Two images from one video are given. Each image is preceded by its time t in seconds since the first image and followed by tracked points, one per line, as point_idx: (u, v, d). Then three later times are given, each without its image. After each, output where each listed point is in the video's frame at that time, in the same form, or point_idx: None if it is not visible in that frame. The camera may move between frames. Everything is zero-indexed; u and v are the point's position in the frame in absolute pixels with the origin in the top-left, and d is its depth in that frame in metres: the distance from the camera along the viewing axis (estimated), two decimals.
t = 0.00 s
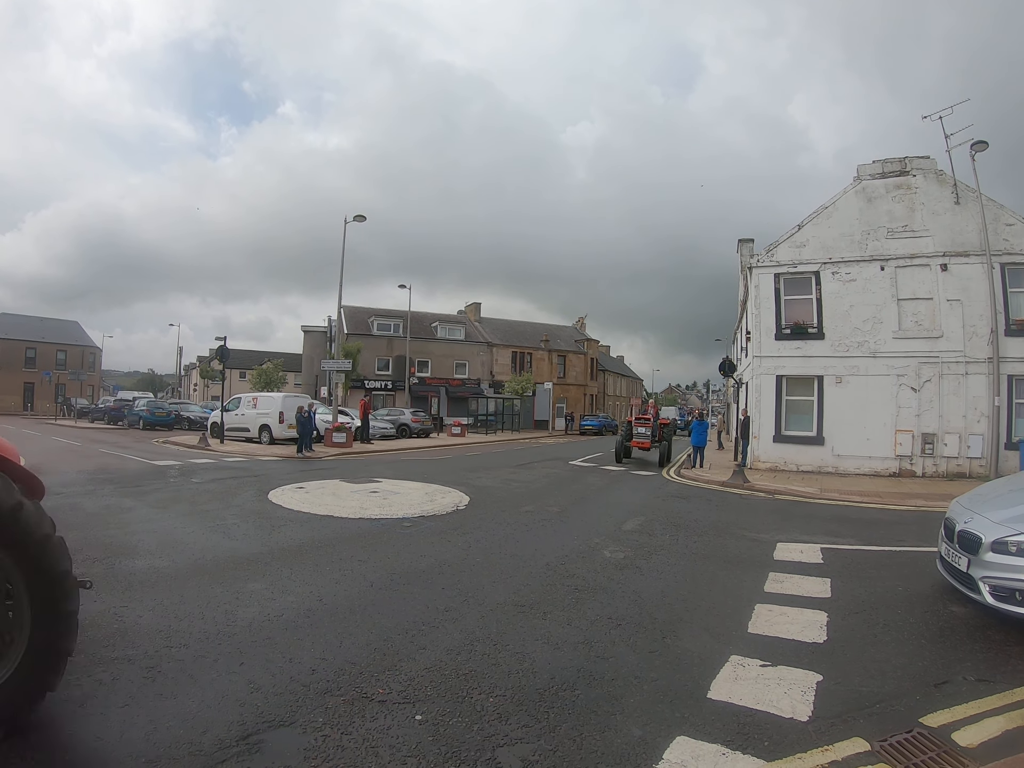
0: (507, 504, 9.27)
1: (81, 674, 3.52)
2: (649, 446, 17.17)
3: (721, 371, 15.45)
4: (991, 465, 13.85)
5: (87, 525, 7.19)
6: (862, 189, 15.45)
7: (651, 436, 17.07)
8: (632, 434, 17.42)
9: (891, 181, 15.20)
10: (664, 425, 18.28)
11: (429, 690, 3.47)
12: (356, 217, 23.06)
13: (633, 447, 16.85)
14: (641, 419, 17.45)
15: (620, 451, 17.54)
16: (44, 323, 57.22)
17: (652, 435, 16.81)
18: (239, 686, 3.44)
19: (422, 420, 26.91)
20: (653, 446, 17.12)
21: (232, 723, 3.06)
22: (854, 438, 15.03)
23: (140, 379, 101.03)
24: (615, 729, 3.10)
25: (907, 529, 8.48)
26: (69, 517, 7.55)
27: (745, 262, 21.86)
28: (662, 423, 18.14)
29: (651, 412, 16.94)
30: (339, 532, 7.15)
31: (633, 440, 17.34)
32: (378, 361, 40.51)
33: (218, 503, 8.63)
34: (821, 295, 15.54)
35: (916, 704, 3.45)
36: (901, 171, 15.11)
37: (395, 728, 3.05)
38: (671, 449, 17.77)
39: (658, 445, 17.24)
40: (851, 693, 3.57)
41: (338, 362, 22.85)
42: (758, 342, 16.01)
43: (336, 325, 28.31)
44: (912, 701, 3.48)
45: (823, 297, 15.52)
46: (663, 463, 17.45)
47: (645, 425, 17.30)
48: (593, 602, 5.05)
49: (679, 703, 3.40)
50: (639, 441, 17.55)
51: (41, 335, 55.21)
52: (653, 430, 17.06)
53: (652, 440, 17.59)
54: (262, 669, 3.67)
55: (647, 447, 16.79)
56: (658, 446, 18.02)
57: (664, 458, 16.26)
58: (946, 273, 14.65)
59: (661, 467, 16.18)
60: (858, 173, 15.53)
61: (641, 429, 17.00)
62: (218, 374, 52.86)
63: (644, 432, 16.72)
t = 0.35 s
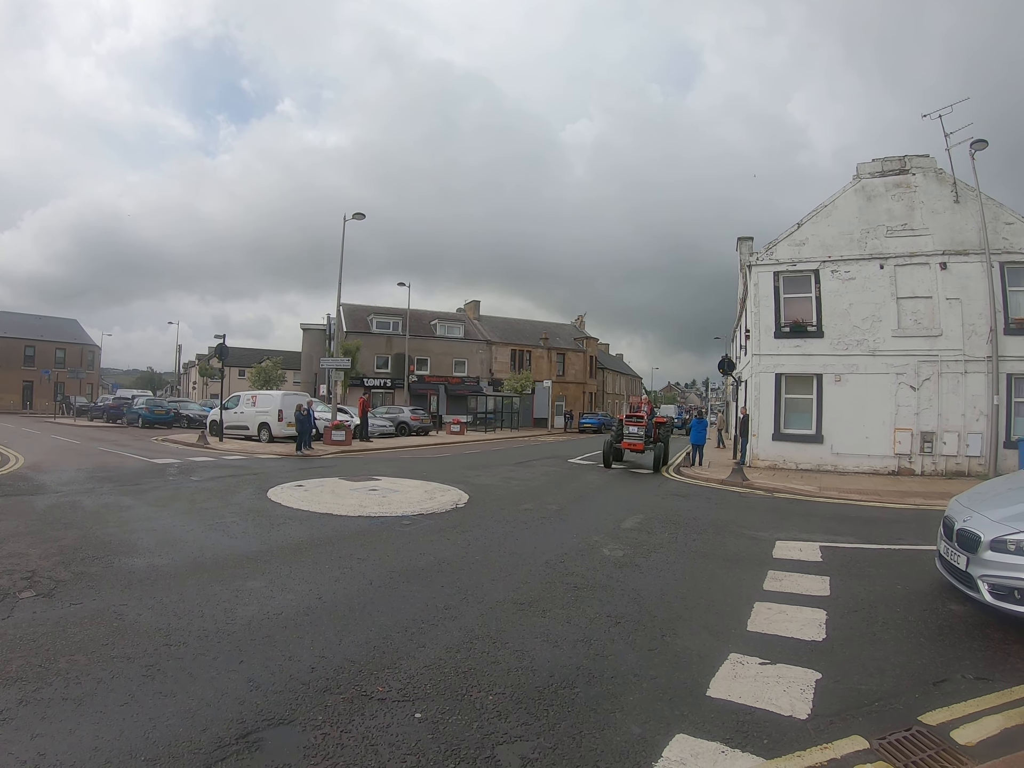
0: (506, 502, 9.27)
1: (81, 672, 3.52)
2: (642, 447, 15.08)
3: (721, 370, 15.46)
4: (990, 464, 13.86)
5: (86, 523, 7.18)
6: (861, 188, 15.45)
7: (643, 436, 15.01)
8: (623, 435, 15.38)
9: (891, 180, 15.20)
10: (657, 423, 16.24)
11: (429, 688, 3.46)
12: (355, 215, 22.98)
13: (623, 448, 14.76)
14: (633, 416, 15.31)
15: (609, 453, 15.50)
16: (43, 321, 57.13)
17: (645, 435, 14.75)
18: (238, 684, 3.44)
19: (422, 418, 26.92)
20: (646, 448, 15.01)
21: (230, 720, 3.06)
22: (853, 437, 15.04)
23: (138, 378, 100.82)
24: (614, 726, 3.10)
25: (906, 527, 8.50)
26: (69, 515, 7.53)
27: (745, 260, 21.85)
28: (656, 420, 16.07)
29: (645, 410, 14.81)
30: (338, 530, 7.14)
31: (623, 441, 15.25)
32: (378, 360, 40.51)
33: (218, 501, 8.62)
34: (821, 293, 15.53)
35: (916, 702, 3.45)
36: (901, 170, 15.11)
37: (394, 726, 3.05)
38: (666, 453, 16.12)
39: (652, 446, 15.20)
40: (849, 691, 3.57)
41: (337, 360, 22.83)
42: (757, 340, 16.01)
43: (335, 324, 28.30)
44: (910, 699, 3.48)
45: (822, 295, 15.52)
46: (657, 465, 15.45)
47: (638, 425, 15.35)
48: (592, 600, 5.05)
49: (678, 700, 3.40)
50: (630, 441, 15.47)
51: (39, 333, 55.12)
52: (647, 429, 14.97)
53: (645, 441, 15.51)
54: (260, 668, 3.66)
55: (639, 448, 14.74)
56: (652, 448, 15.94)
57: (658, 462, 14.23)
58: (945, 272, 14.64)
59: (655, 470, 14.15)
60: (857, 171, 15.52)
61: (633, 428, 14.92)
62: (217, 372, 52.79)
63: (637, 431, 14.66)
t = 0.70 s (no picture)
0: (506, 502, 9.27)
1: (81, 672, 3.52)
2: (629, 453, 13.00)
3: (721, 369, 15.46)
4: (989, 463, 13.87)
5: (86, 522, 7.18)
6: (861, 187, 15.46)
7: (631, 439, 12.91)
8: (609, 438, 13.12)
9: (890, 179, 15.20)
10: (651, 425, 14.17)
11: (429, 688, 3.46)
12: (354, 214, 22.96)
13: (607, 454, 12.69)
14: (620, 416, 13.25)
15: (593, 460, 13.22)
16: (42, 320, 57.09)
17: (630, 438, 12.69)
18: (238, 683, 3.44)
19: (422, 418, 26.93)
20: (634, 454, 12.89)
21: (229, 720, 3.05)
22: (853, 436, 15.04)
23: (137, 378, 100.74)
24: (613, 726, 3.11)
25: (906, 527, 8.50)
26: (68, 515, 7.52)
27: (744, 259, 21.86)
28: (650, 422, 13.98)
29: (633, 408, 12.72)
30: (338, 530, 7.13)
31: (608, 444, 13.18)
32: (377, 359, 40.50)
33: (217, 501, 8.61)
34: (821, 293, 15.53)
35: (915, 701, 3.46)
36: (900, 169, 15.12)
37: (394, 727, 3.04)
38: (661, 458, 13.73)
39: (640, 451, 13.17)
40: (849, 691, 3.57)
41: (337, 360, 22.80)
42: (757, 340, 16.01)
43: (335, 323, 28.29)
44: (910, 698, 3.49)
45: (822, 295, 15.52)
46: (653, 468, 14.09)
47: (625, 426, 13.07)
48: (592, 599, 5.04)
49: (677, 700, 3.41)
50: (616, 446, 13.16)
51: (39, 333, 55.10)
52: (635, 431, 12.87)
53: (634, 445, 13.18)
54: (260, 668, 3.66)
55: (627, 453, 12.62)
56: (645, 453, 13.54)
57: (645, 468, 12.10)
58: (945, 272, 14.65)
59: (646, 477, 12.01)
60: (857, 171, 15.53)
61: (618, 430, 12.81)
62: (217, 372, 52.74)
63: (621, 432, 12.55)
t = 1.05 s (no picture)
0: (506, 502, 9.26)
1: (81, 674, 3.51)
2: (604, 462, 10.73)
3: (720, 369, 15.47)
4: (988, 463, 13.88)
5: (85, 524, 7.17)
6: (860, 187, 15.47)
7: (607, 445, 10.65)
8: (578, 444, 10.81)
9: (890, 179, 15.22)
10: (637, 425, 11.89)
11: (429, 689, 3.46)
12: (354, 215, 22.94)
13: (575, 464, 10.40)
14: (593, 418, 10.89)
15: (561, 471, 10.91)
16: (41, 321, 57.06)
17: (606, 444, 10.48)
18: (238, 685, 3.44)
19: (421, 418, 26.93)
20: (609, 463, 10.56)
21: (229, 722, 3.05)
22: (853, 436, 15.05)
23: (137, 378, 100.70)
24: (613, 726, 3.10)
25: (906, 527, 8.50)
26: (68, 516, 7.51)
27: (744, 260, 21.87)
28: (636, 422, 11.67)
29: (609, 409, 10.39)
30: (338, 531, 7.13)
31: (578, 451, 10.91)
32: (377, 360, 40.50)
33: (217, 502, 8.61)
34: (820, 293, 15.53)
35: (915, 702, 3.45)
36: (899, 170, 15.13)
37: (394, 728, 3.04)
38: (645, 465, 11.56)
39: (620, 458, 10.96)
40: (848, 691, 3.57)
41: (337, 360, 22.80)
42: (757, 340, 16.02)
43: (334, 324, 28.28)
44: (911, 699, 3.49)
45: (821, 295, 15.52)
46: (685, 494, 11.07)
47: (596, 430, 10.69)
48: (591, 600, 5.04)
49: (677, 701, 3.40)
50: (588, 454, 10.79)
51: (39, 333, 55.08)
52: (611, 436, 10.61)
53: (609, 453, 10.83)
54: (260, 669, 3.65)
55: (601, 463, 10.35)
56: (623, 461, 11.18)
57: (622, 482, 9.97)
58: (944, 271, 14.66)
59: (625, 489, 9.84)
60: (856, 171, 15.54)
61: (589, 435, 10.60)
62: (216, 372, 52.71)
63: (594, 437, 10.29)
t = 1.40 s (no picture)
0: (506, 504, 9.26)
1: (81, 676, 3.51)
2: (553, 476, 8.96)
3: (721, 371, 15.48)
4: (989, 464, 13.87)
5: (85, 526, 7.16)
6: (860, 188, 15.48)
7: (567, 454, 9.25)
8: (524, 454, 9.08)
9: (890, 180, 15.23)
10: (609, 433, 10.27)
11: (429, 691, 3.46)
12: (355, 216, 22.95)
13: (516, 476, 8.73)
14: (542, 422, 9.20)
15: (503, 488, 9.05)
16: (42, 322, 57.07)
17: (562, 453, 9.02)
18: (238, 687, 3.44)
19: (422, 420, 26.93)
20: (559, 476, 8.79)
21: (230, 724, 3.05)
22: (853, 437, 15.04)
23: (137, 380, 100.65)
24: (614, 729, 3.10)
25: (907, 529, 8.50)
26: (68, 518, 7.50)
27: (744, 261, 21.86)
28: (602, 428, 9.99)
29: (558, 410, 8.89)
30: (338, 533, 7.12)
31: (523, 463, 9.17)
32: (377, 361, 40.51)
33: (217, 504, 8.59)
34: (820, 294, 15.54)
35: (917, 703, 3.45)
36: (899, 170, 15.14)
37: (395, 730, 3.04)
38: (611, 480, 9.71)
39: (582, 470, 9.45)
40: (849, 692, 3.57)
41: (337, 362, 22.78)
42: (757, 341, 16.02)
43: (334, 326, 28.26)
44: (912, 700, 3.48)
45: (821, 296, 15.53)
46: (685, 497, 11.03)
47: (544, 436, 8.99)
48: (591, 603, 5.03)
49: (678, 702, 3.40)
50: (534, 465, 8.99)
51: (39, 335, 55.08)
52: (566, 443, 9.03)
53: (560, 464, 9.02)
54: (261, 671, 3.65)
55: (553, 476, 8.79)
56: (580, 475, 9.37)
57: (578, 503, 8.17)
58: (944, 272, 14.66)
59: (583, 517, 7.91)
60: (856, 172, 15.55)
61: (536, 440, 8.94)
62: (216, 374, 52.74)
63: (547, 445, 8.91)
